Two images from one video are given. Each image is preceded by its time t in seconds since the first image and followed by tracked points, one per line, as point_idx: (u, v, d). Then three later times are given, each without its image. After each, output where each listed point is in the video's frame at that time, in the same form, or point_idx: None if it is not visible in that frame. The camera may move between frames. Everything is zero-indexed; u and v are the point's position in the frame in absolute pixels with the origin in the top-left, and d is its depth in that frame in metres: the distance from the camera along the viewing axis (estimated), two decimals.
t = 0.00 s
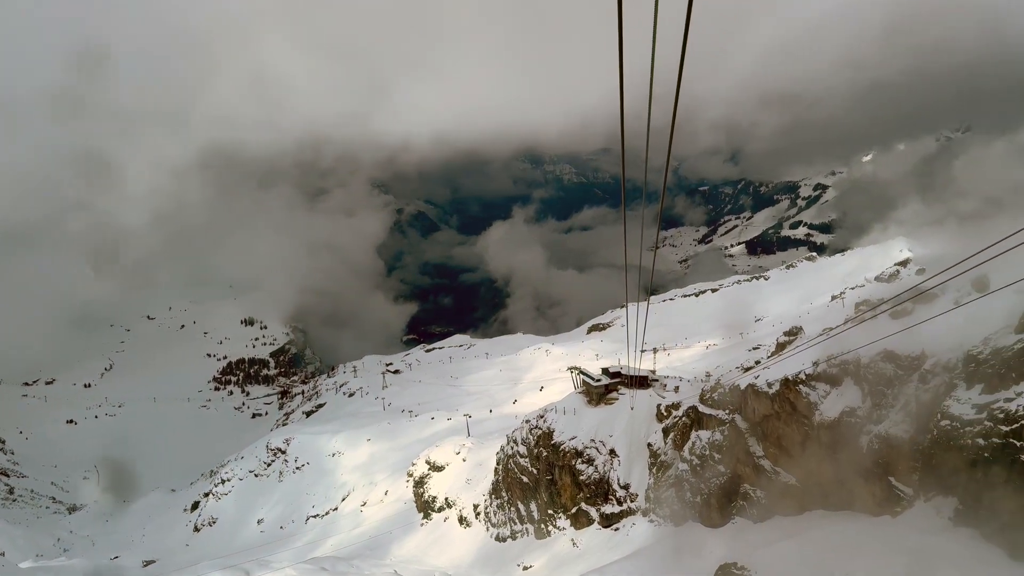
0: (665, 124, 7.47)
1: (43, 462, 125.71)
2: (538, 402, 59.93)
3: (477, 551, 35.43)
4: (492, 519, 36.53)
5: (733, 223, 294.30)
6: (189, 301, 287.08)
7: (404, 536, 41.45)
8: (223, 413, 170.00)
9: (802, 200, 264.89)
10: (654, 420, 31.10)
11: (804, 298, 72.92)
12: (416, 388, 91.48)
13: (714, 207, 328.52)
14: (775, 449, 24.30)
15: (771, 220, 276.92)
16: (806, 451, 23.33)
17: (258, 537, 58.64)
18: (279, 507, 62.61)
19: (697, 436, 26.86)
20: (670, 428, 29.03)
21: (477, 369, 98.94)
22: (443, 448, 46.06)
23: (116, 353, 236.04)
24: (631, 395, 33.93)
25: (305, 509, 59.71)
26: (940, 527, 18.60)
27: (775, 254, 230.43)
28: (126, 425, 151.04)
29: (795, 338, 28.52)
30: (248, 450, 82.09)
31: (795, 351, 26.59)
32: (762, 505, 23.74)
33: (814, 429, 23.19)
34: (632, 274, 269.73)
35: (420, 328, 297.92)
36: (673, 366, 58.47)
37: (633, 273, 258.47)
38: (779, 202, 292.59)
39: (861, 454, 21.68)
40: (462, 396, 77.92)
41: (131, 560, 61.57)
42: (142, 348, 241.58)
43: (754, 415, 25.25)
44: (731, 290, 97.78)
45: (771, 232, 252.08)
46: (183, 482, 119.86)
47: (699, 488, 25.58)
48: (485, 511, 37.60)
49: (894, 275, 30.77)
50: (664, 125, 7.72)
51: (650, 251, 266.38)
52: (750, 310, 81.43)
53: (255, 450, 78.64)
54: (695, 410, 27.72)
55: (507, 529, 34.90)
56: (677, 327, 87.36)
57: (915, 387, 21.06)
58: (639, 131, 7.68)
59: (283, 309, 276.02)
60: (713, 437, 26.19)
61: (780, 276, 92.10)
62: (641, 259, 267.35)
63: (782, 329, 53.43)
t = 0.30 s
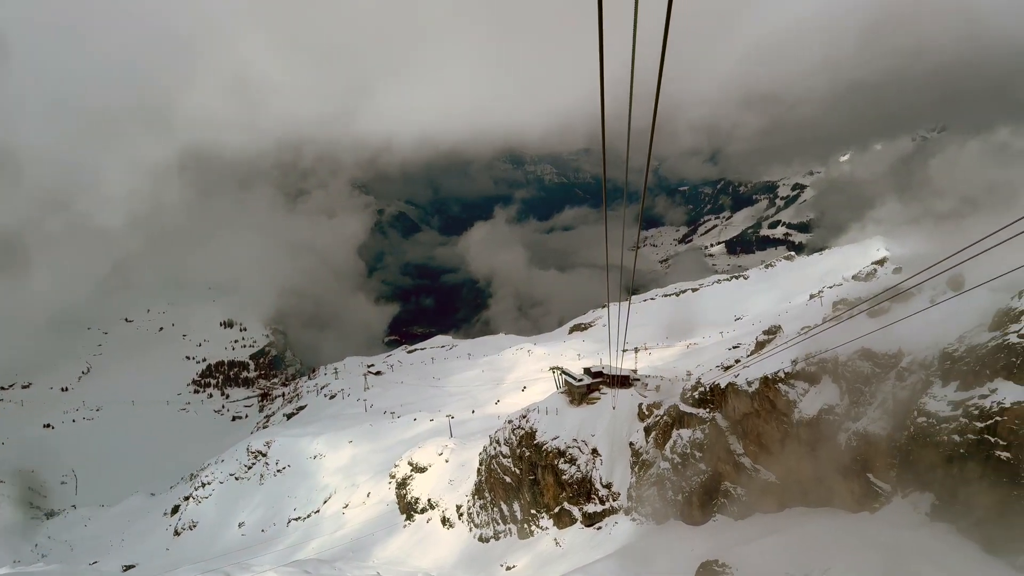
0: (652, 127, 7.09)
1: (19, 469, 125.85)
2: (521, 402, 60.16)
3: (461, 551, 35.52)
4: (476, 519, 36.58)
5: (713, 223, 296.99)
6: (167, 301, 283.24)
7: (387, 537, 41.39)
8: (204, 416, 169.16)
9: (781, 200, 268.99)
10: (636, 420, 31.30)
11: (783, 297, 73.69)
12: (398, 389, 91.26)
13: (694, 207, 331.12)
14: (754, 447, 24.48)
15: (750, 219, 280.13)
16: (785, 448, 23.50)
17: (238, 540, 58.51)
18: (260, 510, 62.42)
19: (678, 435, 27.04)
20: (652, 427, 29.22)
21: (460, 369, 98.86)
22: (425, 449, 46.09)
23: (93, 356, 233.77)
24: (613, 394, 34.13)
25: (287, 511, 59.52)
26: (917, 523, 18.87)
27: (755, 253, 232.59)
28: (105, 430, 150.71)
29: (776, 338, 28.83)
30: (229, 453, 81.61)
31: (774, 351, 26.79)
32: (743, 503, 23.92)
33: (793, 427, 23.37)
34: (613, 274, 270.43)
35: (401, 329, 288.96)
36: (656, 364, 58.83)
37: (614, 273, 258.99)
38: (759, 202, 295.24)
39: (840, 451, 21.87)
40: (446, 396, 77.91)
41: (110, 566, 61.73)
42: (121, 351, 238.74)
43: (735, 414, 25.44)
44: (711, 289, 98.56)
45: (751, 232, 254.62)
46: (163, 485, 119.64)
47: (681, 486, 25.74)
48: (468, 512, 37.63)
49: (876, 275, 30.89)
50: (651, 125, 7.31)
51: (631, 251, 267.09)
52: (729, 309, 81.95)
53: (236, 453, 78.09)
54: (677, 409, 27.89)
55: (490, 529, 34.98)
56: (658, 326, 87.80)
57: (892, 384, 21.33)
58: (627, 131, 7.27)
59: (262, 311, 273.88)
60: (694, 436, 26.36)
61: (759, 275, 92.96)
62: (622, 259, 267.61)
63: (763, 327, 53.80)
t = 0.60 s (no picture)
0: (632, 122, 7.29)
1: None
2: (504, 402, 60.39)
3: (445, 552, 35.55)
4: (459, 520, 36.55)
5: (693, 223, 299.00)
6: (147, 303, 279.74)
7: (370, 540, 41.29)
8: (184, 419, 168.41)
9: (761, 201, 272.08)
10: (619, 419, 31.48)
11: (762, 296, 74.27)
12: (381, 390, 90.93)
13: (675, 206, 332.59)
14: (735, 445, 24.64)
15: (730, 220, 282.48)
16: (765, 446, 23.68)
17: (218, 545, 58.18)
18: (241, 514, 62.04)
19: (660, 434, 27.18)
20: (634, 427, 29.39)
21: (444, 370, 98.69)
22: (408, 450, 46.00)
23: (70, 360, 230.60)
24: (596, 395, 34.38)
25: (268, 514, 59.24)
26: (895, 519, 19.14)
27: (735, 253, 234.20)
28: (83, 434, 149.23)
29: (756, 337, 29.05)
30: (209, 456, 80.78)
31: (754, 351, 26.97)
32: (724, 501, 24.09)
33: (773, 425, 23.54)
34: (595, 274, 270.95)
35: (383, 330, 285.70)
36: (638, 364, 59.12)
37: (596, 274, 259.12)
38: (739, 202, 298.14)
39: (819, 449, 22.10)
40: (430, 397, 77.87)
41: (88, 572, 61.14)
42: (99, 355, 235.73)
43: (716, 413, 25.57)
44: (691, 289, 99.19)
45: (731, 232, 256.41)
46: (144, 489, 119.14)
47: (662, 485, 25.90)
48: (451, 513, 37.59)
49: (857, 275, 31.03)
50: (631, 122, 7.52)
51: (613, 251, 267.43)
52: (709, 309, 82.28)
53: (215, 456, 77.37)
54: (658, 407, 28.06)
55: (473, 530, 34.96)
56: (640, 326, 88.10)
57: (870, 382, 21.58)
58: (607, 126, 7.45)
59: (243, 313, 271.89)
60: (676, 435, 26.49)
61: (738, 275, 93.48)
62: (604, 259, 268.23)
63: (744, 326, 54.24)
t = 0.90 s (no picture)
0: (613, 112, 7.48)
1: None
2: (487, 403, 60.59)
3: (429, 553, 35.56)
4: (442, 521, 36.60)
5: (675, 223, 301.19)
6: (126, 306, 276.20)
7: (353, 542, 41.27)
8: (164, 422, 167.28)
9: (741, 201, 275.41)
10: (601, 418, 31.70)
11: (741, 296, 75.07)
12: (363, 392, 90.69)
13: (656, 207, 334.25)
14: (717, 444, 24.82)
15: (711, 220, 285.19)
16: (746, 445, 23.87)
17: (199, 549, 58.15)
18: (223, 517, 61.85)
19: (642, 434, 27.39)
20: (617, 427, 29.62)
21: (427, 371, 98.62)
22: (392, 452, 46.01)
23: (48, 364, 227.24)
24: (579, 395, 34.67)
25: (250, 517, 59.07)
26: (875, 516, 19.30)
27: (716, 253, 236.31)
28: (60, 438, 147.46)
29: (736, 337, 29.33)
30: (190, 459, 80.11)
31: (734, 351, 27.19)
32: (706, 499, 24.29)
33: (754, 424, 23.75)
34: (577, 274, 271.46)
35: (365, 332, 284.56)
36: (620, 364, 59.60)
37: (578, 274, 259.61)
38: (720, 202, 301.20)
39: (799, 447, 22.32)
40: (414, 398, 77.88)
41: None
42: (78, 358, 232.58)
43: (698, 412, 25.77)
44: (672, 289, 100.02)
45: (712, 232, 258.70)
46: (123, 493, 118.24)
47: (645, 484, 26.10)
48: (434, 514, 37.65)
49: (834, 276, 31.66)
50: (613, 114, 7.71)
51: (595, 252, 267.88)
52: (688, 309, 82.84)
53: (196, 459, 76.75)
54: (641, 407, 28.27)
55: (456, 531, 35.03)
56: (622, 326, 88.58)
57: (849, 381, 21.81)
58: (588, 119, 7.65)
59: (224, 316, 270.08)
60: (658, 434, 26.70)
61: (719, 275, 94.31)
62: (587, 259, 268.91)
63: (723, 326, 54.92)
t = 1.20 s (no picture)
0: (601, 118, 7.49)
1: None
2: (471, 403, 60.71)
3: (413, 555, 35.50)
4: (426, 523, 36.54)
5: (658, 224, 303.26)
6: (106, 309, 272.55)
7: (337, 544, 41.19)
8: (145, 426, 165.74)
9: (722, 201, 278.42)
10: (584, 418, 31.83)
11: (722, 296, 75.76)
12: (348, 394, 90.25)
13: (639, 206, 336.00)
14: (699, 443, 24.98)
15: (693, 220, 287.91)
16: (728, 445, 24.04)
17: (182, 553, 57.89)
18: (205, 521, 61.43)
19: (625, 434, 27.54)
20: (600, 427, 29.75)
21: (411, 372, 98.29)
22: (375, 454, 45.89)
23: (26, 368, 223.69)
24: (562, 395, 34.87)
25: (233, 520, 58.74)
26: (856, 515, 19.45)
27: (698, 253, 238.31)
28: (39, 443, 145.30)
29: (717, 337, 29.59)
30: (170, 462, 79.19)
31: (715, 351, 27.42)
32: (688, 499, 24.41)
33: (735, 424, 23.94)
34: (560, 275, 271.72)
35: (348, 334, 284.42)
36: (603, 365, 59.98)
37: (563, 275, 259.77)
38: (702, 202, 304.16)
39: (780, 446, 22.48)
40: (399, 399, 77.72)
41: None
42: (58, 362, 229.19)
43: (681, 412, 25.93)
44: (656, 289, 100.65)
45: (695, 232, 260.80)
46: (102, 498, 116.94)
47: (628, 484, 26.24)
48: (418, 516, 37.58)
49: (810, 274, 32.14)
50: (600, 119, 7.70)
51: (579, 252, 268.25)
52: (671, 309, 83.35)
53: (177, 462, 75.89)
54: (624, 407, 28.44)
55: (440, 533, 35.00)
56: (606, 326, 88.95)
57: (829, 380, 21.99)
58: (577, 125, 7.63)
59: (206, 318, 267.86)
60: (641, 434, 26.83)
61: (702, 275, 95.05)
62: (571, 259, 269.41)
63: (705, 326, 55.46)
